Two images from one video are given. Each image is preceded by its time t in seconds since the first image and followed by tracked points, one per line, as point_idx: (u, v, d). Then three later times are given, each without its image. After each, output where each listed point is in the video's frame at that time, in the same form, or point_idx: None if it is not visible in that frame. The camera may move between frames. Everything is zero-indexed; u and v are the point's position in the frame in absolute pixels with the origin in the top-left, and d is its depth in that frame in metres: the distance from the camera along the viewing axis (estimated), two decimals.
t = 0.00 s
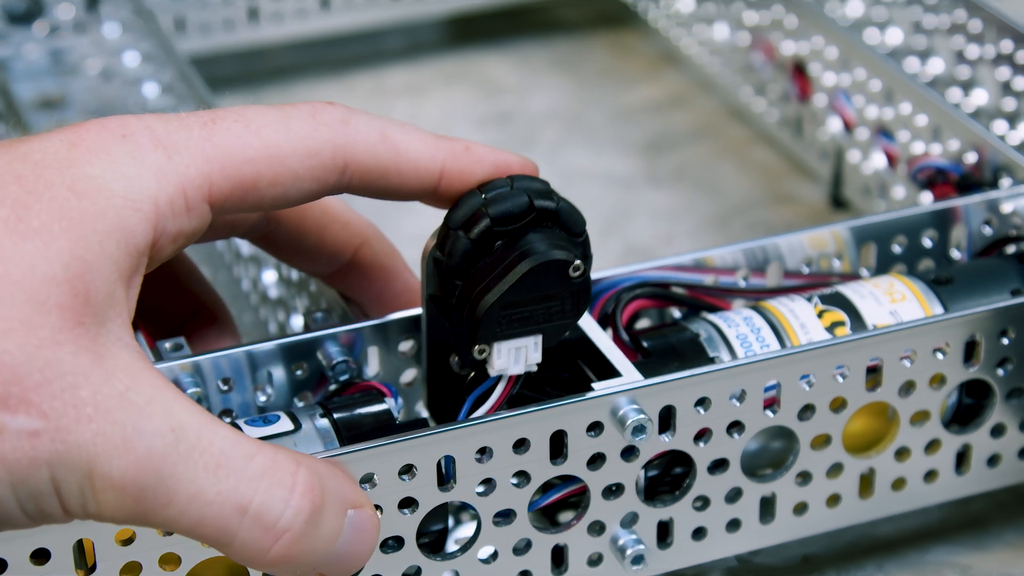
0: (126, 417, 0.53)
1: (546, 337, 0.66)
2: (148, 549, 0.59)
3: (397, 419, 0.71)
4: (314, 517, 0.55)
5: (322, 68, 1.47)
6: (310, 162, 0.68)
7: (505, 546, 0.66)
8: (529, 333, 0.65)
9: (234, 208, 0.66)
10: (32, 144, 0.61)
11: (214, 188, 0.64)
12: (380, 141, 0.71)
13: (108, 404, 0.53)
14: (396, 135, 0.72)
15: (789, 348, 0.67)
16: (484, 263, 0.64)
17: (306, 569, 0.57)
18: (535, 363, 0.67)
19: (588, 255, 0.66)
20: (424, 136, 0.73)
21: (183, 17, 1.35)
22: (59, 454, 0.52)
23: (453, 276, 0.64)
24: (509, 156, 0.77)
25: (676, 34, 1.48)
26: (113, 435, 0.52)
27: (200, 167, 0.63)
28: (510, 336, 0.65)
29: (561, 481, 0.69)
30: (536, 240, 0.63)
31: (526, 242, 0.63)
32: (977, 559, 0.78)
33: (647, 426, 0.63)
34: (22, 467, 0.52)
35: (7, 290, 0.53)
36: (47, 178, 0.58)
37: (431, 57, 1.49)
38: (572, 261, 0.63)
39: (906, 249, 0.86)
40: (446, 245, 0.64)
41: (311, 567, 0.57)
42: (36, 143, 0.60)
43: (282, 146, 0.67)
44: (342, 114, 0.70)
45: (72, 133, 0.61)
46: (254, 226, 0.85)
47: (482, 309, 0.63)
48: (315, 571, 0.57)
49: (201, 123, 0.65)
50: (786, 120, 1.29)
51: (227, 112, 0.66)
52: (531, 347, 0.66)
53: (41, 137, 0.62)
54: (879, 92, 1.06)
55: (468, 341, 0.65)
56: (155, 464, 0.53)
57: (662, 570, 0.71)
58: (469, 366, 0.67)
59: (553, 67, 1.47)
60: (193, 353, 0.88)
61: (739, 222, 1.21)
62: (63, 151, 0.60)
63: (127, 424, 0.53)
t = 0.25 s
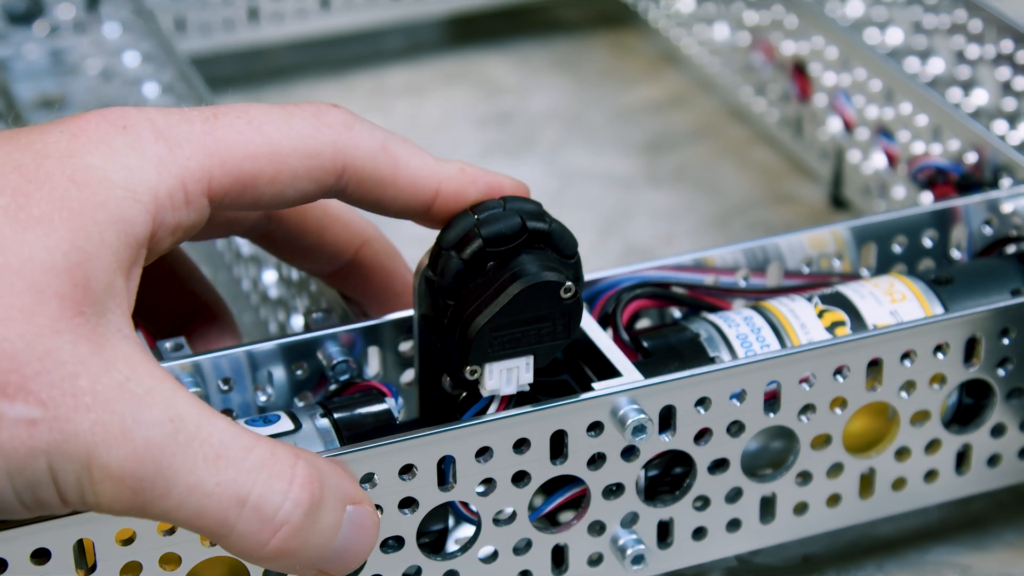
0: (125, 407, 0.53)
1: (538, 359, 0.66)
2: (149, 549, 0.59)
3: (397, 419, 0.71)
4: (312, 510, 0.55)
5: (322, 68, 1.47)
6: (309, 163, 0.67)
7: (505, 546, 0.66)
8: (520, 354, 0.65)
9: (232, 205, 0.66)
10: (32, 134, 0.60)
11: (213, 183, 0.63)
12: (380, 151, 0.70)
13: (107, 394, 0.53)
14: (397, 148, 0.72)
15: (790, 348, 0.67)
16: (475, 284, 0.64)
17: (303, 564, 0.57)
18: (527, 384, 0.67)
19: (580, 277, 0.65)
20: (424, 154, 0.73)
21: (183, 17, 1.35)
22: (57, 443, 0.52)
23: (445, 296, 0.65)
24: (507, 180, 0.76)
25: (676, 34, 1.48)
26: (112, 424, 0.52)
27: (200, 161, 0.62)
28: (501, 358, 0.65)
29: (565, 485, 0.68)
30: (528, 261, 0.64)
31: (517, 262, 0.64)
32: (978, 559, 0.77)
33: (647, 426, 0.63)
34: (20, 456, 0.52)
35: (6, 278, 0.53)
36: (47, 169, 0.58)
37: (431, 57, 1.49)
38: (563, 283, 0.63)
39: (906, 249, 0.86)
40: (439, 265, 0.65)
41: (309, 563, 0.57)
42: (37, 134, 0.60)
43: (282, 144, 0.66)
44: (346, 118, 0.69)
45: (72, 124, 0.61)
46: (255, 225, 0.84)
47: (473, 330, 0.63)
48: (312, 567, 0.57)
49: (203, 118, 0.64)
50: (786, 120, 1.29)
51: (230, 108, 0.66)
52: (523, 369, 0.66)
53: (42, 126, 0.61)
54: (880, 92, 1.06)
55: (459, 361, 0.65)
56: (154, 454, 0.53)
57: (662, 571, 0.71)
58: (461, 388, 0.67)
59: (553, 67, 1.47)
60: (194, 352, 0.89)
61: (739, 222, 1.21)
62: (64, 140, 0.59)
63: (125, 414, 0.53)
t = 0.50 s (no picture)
0: (131, 405, 0.52)
1: (529, 395, 0.67)
2: (149, 548, 0.59)
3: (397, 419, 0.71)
4: (316, 511, 0.55)
5: (322, 68, 1.47)
6: (318, 180, 0.69)
7: (505, 546, 0.66)
8: (514, 391, 0.66)
9: (239, 214, 0.68)
10: (44, 129, 0.60)
11: (223, 189, 0.65)
12: (388, 176, 0.72)
13: (113, 391, 0.52)
14: (403, 175, 0.74)
15: (789, 349, 0.67)
16: (469, 320, 0.65)
17: (305, 564, 0.57)
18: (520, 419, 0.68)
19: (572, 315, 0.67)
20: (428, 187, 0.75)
21: (184, 17, 1.35)
22: (61, 440, 0.51)
23: (439, 330, 0.66)
24: (502, 217, 0.79)
25: (676, 34, 1.48)
26: (116, 421, 0.52)
27: (212, 167, 0.64)
28: (495, 394, 0.66)
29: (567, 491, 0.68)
30: (521, 299, 0.65)
31: (511, 301, 0.65)
32: (978, 559, 0.77)
33: (647, 426, 0.63)
34: (22, 452, 0.51)
35: (15, 275, 0.53)
36: (60, 165, 0.58)
37: (431, 57, 1.49)
38: (556, 321, 0.64)
39: (906, 249, 0.86)
40: (434, 299, 0.66)
41: (311, 563, 0.57)
42: (50, 129, 0.60)
43: (295, 158, 0.68)
44: (358, 140, 0.71)
45: (86, 120, 0.61)
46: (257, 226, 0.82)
47: (467, 368, 0.64)
48: (313, 567, 0.57)
49: (220, 125, 0.66)
50: (786, 120, 1.29)
51: (247, 119, 0.67)
52: (516, 405, 0.67)
53: (54, 121, 0.61)
54: (880, 92, 1.06)
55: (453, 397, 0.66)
56: (158, 453, 0.52)
57: (662, 570, 0.71)
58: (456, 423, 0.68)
59: (553, 67, 1.47)
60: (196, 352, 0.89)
61: (739, 222, 1.21)
62: (78, 135, 0.60)
63: (130, 412, 0.52)
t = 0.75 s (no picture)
0: (140, 401, 0.52)
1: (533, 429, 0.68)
2: (149, 548, 0.59)
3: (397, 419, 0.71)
4: (321, 511, 0.55)
5: (323, 67, 1.47)
6: (325, 217, 0.69)
7: (505, 546, 0.66)
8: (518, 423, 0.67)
9: (243, 236, 0.68)
10: (62, 120, 0.60)
11: (235, 204, 0.65)
12: (392, 218, 0.72)
13: (122, 386, 0.52)
14: (408, 218, 0.73)
15: (789, 349, 0.67)
16: (473, 351, 0.66)
17: (307, 564, 0.57)
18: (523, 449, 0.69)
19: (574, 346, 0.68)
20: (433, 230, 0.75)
21: (184, 17, 1.35)
22: (68, 434, 0.51)
23: (443, 360, 0.67)
24: (503, 246, 0.78)
25: (676, 34, 1.48)
26: (124, 416, 0.52)
27: (226, 174, 0.64)
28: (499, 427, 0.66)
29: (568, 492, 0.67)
30: (524, 330, 0.66)
31: (514, 331, 0.66)
32: (977, 559, 0.77)
33: (647, 426, 0.63)
34: (29, 445, 0.51)
35: (26, 268, 0.52)
36: (77, 157, 0.58)
37: (431, 57, 1.49)
38: (559, 351, 0.65)
39: (906, 249, 0.86)
40: (438, 329, 0.68)
41: (313, 563, 0.57)
42: (68, 121, 0.60)
43: (305, 192, 0.68)
44: (366, 182, 0.71)
45: (105, 113, 0.61)
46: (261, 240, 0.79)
47: (469, 397, 0.65)
48: (314, 567, 0.57)
49: (240, 143, 0.66)
50: (786, 120, 1.29)
51: (264, 145, 0.68)
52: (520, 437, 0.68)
53: (71, 113, 0.61)
54: (880, 92, 1.07)
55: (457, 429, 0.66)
56: (165, 449, 0.52)
57: (662, 570, 0.71)
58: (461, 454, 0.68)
59: (553, 67, 1.47)
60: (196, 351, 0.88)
61: (739, 222, 1.21)
62: (96, 129, 0.60)
63: (138, 407, 0.52)
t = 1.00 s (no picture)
0: (158, 388, 0.52)
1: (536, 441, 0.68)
2: (149, 548, 0.59)
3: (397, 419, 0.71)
4: (331, 507, 0.55)
5: (323, 67, 1.47)
6: (340, 231, 0.68)
7: (505, 546, 0.66)
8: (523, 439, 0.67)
9: (258, 244, 0.67)
10: (92, 109, 0.60)
11: (255, 211, 0.65)
12: (405, 238, 0.71)
13: (141, 372, 0.52)
14: (420, 239, 0.73)
15: (789, 349, 0.67)
16: (480, 369, 0.67)
17: (314, 560, 0.57)
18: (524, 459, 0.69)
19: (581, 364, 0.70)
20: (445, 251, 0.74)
21: (184, 18, 1.35)
22: (85, 419, 0.51)
23: (451, 377, 0.68)
24: (511, 266, 0.78)
25: (677, 34, 1.48)
26: (142, 403, 0.52)
27: (252, 176, 0.64)
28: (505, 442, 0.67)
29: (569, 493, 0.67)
30: (531, 349, 0.66)
31: (521, 350, 0.66)
32: (978, 559, 0.77)
33: (647, 426, 0.63)
34: (45, 429, 0.51)
35: (50, 254, 0.52)
36: (105, 147, 0.58)
37: (431, 57, 1.49)
38: (566, 369, 0.65)
39: (906, 249, 0.86)
40: (445, 346, 0.69)
41: (320, 559, 0.57)
42: (97, 110, 0.60)
43: (323, 206, 0.67)
44: (383, 201, 0.71)
45: (135, 104, 0.61)
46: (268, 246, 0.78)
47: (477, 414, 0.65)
48: (319, 564, 0.57)
49: (266, 151, 0.66)
50: (786, 120, 1.29)
51: (289, 156, 0.67)
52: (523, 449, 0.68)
53: (100, 103, 0.61)
54: (880, 92, 1.07)
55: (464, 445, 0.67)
56: (182, 438, 0.52)
57: (662, 571, 0.71)
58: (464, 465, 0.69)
59: (553, 66, 1.47)
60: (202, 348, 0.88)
61: (739, 222, 1.21)
62: (128, 119, 0.60)
63: (157, 395, 0.52)
